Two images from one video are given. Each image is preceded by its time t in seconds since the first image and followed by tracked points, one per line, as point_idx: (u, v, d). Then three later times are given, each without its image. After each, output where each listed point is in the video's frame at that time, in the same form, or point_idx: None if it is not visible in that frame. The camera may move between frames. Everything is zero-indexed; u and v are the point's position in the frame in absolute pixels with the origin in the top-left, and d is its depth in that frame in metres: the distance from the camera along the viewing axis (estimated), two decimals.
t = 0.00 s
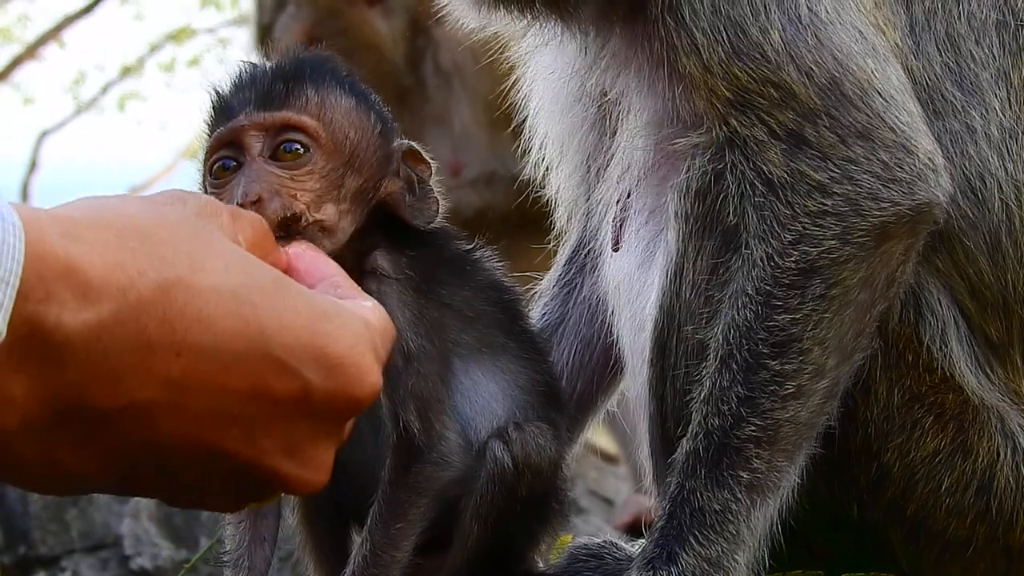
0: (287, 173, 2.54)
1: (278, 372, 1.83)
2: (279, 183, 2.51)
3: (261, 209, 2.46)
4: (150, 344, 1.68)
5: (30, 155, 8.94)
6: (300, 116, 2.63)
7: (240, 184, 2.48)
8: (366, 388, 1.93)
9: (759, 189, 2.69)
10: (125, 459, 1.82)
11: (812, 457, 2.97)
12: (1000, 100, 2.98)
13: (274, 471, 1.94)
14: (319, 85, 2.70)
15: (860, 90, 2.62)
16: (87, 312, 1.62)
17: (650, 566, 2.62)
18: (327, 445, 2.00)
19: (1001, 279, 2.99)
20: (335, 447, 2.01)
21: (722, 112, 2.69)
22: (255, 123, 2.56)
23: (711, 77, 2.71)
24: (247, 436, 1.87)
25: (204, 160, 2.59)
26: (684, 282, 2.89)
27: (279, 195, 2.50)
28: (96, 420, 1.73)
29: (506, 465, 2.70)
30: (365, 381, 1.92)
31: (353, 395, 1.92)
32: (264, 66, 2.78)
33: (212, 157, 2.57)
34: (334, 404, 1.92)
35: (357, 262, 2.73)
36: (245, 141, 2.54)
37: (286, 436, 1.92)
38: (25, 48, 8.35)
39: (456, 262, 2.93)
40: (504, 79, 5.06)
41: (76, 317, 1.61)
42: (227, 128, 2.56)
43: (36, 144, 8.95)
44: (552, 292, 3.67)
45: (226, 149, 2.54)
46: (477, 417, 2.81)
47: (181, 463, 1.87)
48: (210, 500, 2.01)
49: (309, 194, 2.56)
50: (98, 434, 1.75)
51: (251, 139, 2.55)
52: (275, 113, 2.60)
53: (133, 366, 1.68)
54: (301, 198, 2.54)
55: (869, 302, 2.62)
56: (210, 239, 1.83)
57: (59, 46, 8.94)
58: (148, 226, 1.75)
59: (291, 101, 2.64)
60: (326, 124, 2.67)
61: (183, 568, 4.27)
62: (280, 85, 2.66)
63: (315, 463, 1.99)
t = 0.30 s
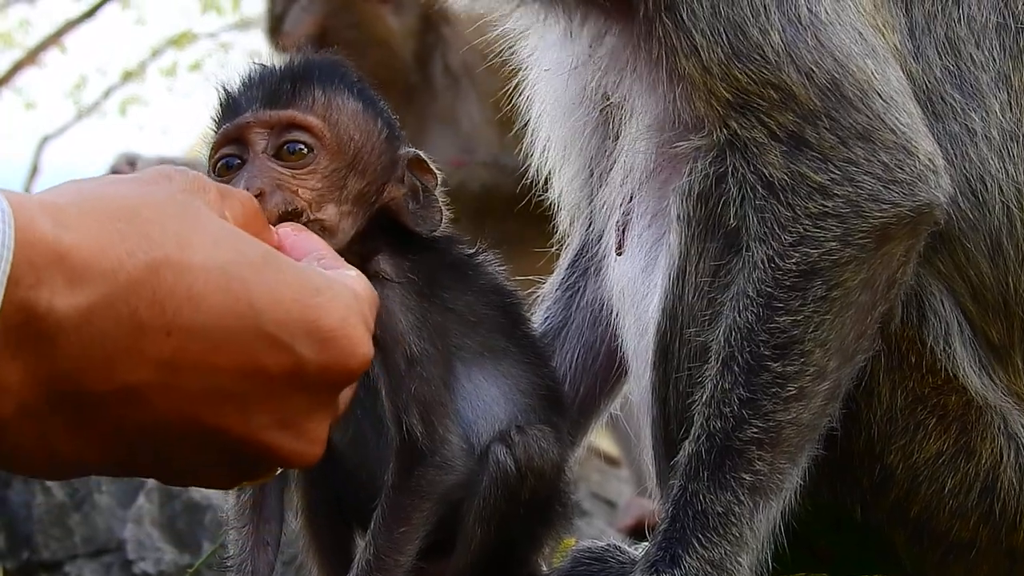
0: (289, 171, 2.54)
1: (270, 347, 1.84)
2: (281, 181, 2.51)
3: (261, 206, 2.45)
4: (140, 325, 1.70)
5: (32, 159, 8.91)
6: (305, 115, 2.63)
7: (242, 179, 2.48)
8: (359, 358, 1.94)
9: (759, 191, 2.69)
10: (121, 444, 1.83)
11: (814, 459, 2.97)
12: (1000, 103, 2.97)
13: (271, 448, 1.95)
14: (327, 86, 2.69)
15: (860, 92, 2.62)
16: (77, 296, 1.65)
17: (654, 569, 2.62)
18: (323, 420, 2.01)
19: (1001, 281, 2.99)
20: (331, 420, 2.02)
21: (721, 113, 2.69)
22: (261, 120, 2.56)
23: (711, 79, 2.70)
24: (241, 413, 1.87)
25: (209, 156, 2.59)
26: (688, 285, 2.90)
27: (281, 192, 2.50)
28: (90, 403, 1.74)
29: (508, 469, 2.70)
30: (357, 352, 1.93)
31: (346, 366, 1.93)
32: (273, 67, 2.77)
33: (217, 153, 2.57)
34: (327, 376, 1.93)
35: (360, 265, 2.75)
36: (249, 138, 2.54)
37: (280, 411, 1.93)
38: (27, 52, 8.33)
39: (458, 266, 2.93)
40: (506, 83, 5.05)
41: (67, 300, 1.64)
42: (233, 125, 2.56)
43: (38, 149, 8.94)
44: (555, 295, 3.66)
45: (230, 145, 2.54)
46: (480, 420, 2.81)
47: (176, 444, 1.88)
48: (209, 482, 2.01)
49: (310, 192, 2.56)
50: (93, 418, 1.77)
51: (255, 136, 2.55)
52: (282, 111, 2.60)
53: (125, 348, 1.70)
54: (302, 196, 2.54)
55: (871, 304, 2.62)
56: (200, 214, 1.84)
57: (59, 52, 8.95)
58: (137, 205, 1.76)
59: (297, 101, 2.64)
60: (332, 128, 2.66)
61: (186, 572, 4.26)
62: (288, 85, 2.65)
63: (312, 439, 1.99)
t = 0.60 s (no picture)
0: (295, 163, 2.56)
1: (270, 335, 1.91)
2: (286, 172, 2.53)
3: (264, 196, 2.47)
4: (140, 313, 1.76)
5: (34, 162, 8.91)
6: (314, 108, 2.64)
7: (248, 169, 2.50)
8: (357, 346, 2.02)
9: (757, 193, 2.69)
10: (122, 429, 1.90)
11: (814, 461, 2.97)
12: (998, 105, 2.98)
13: (272, 436, 2.02)
14: (337, 83, 2.71)
15: (858, 93, 2.62)
16: (77, 286, 1.71)
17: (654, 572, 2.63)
18: (321, 407, 2.08)
19: (999, 285, 2.99)
20: (330, 408, 2.10)
21: (719, 115, 2.70)
22: (269, 112, 2.59)
23: (709, 79, 2.70)
24: (240, 399, 1.95)
25: (218, 146, 2.63)
26: (688, 288, 2.91)
27: (286, 184, 2.52)
28: (91, 390, 1.80)
29: (511, 473, 2.70)
30: (356, 340, 2.01)
31: (345, 354, 2.01)
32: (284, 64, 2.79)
33: (226, 144, 2.60)
34: (326, 362, 2.00)
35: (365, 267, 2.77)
36: (256, 129, 2.56)
37: (280, 399, 2.00)
38: (29, 54, 8.33)
39: (462, 270, 2.92)
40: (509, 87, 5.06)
41: (66, 291, 1.70)
42: (241, 117, 2.58)
43: (40, 152, 8.94)
44: (557, 298, 3.66)
45: (237, 136, 2.57)
46: (483, 424, 2.82)
47: (178, 429, 1.94)
48: (211, 468, 2.08)
49: (315, 184, 2.57)
50: (95, 404, 1.83)
51: (262, 127, 2.57)
52: (290, 104, 2.62)
53: (126, 336, 1.76)
54: (306, 188, 2.55)
55: (869, 305, 2.62)
56: (200, 201, 1.90)
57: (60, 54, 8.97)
58: (137, 196, 1.82)
59: (306, 96, 2.66)
60: (340, 125, 2.67)
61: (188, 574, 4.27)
62: (297, 79, 2.67)
63: (311, 426, 2.06)
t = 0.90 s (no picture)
0: (304, 159, 2.56)
1: (278, 330, 1.91)
2: (295, 167, 2.53)
3: (272, 190, 2.47)
4: (148, 304, 1.78)
5: (39, 162, 8.92)
6: (324, 107, 2.66)
7: (256, 164, 2.50)
8: (368, 344, 1.99)
9: (758, 196, 2.69)
10: (130, 425, 1.91)
11: (815, 465, 2.96)
12: (1000, 109, 2.98)
13: (280, 432, 2.01)
14: (348, 81, 2.73)
15: (859, 96, 2.62)
16: (84, 275, 1.73)
17: None
18: (330, 405, 2.07)
19: (1000, 289, 2.98)
20: (339, 407, 2.08)
21: (719, 116, 2.70)
22: (279, 108, 2.60)
23: (710, 79, 2.70)
24: (249, 395, 1.95)
25: (226, 141, 2.63)
26: (689, 292, 2.91)
27: (294, 179, 2.51)
28: (98, 383, 1.82)
29: (511, 475, 2.70)
30: (365, 337, 1.98)
31: (355, 351, 1.99)
32: (294, 62, 2.80)
33: (234, 138, 2.61)
34: (336, 360, 1.99)
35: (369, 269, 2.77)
36: (265, 126, 2.57)
37: (289, 396, 2.00)
38: (33, 54, 8.35)
39: (463, 273, 2.92)
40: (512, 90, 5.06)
41: (73, 280, 1.72)
42: (251, 112, 2.60)
43: (44, 153, 8.95)
44: (559, 301, 3.66)
45: (247, 131, 2.58)
46: (483, 425, 2.81)
47: (185, 424, 1.94)
48: (220, 468, 2.07)
49: (322, 181, 2.57)
50: (102, 398, 1.85)
51: (272, 123, 2.58)
52: (301, 102, 2.63)
53: (132, 326, 1.78)
54: (314, 184, 2.54)
55: (869, 308, 2.62)
56: (208, 197, 1.93)
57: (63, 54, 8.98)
58: (145, 189, 1.85)
59: (316, 94, 2.67)
60: (349, 124, 2.68)
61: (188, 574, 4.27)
62: (308, 77, 2.69)
63: (320, 424, 2.05)
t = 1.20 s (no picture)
0: (309, 156, 2.55)
1: (240, 447, 1.87)
2: (299, 164, 2.52)
3: (274, 184, 2.46)
4: (125, 411, 1.78)
5: (41, 162, 8.91)
6: (330, 103, 2.66)
7: (260, 159, 2.50)
8: (322, 477, 1.92)
9: (764, 200, 2.68)
10: (88, 525, 1.90)
11: (817, 470, 2.95)
12: (1005, 113, 2.97)
13: (226, 551, 1.94)
14: (356, 82, 2.73)
15: (868, 101, 2.60)
16: (72, 373, 1.75)
17: None
18: (283, 527, 1.97)
19: (1007, 289, 2.98)
20: (292, 528, 1.99)
21: (727, 118, 2.68)
22: (286, 103, 2.60)
23: (719, 80, 2.67)
24: (204, 513, 1.89)
25: (233, 134, 2.64)
26: (692, 295, 2.91)
27: (297, 174, 2.51)
28: (69, 480, 1.83)
29: (512, 478, 2.70)
30: (320, 465, 1.91)
31: (307, 481, 1.91)
32: (299, 61, 2.78)
33: (239, 131, 2.61)
34: (291, 487, 1.91)
35: (368, 270, 2.75)
36: (270, 122, 2.57)
37: (243, 516, 1.93)
38: (36, 53, 8.35)
39: (464, 275, 2.89)
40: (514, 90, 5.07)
41: (59, 377, 1.74)
42: (258, 106, 2.60)
43: (45, 152, 8.94)
44: (560, 304, 3.65)
45: (252, 126, 2.58)
46: (483, 427, 2.80)
47: (145, 530, 1.91)
48: None
49: (326, 180, 2.56)
50: (70, 493, 1.85)
51: (278, 118, 2.58)
52: (307, 99, 2.63)
53: (101, 431, 1.78)
54: (316, 183, 2.53)
55: (874, 315, 2.61)
56: (191, 300, 1.91)
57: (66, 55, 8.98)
58: (134, 290, 1.85)
59: (324, 89, 2.68)
60: (355, 124, 2.67)
61: None
62: (317, 73, 2.70)
63: (270, 547, 1.97)
